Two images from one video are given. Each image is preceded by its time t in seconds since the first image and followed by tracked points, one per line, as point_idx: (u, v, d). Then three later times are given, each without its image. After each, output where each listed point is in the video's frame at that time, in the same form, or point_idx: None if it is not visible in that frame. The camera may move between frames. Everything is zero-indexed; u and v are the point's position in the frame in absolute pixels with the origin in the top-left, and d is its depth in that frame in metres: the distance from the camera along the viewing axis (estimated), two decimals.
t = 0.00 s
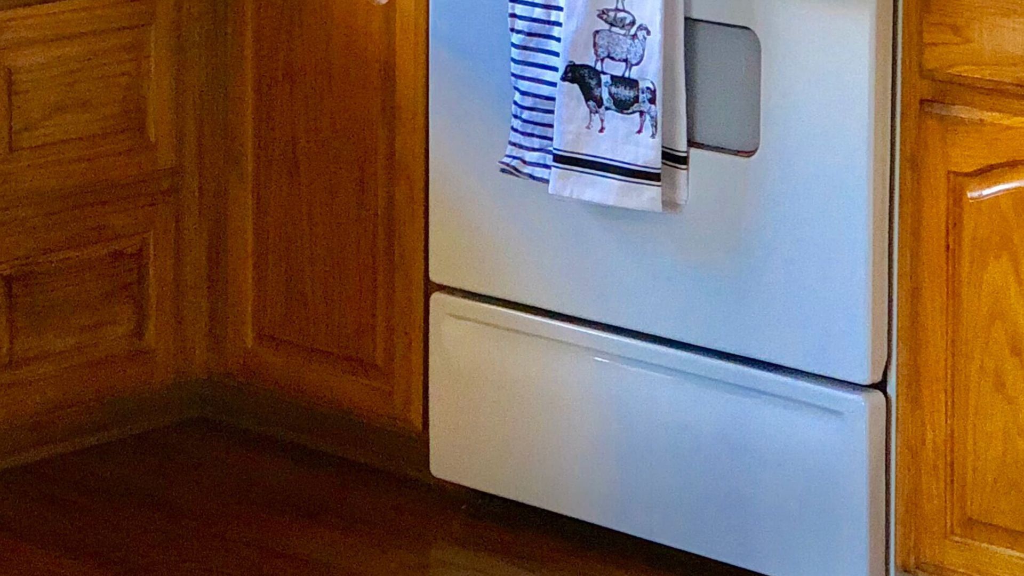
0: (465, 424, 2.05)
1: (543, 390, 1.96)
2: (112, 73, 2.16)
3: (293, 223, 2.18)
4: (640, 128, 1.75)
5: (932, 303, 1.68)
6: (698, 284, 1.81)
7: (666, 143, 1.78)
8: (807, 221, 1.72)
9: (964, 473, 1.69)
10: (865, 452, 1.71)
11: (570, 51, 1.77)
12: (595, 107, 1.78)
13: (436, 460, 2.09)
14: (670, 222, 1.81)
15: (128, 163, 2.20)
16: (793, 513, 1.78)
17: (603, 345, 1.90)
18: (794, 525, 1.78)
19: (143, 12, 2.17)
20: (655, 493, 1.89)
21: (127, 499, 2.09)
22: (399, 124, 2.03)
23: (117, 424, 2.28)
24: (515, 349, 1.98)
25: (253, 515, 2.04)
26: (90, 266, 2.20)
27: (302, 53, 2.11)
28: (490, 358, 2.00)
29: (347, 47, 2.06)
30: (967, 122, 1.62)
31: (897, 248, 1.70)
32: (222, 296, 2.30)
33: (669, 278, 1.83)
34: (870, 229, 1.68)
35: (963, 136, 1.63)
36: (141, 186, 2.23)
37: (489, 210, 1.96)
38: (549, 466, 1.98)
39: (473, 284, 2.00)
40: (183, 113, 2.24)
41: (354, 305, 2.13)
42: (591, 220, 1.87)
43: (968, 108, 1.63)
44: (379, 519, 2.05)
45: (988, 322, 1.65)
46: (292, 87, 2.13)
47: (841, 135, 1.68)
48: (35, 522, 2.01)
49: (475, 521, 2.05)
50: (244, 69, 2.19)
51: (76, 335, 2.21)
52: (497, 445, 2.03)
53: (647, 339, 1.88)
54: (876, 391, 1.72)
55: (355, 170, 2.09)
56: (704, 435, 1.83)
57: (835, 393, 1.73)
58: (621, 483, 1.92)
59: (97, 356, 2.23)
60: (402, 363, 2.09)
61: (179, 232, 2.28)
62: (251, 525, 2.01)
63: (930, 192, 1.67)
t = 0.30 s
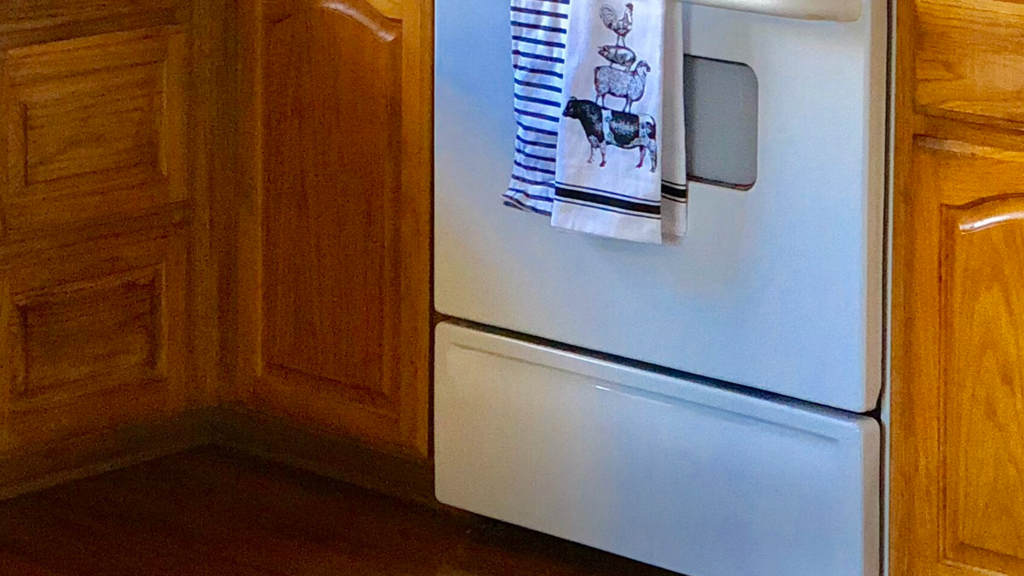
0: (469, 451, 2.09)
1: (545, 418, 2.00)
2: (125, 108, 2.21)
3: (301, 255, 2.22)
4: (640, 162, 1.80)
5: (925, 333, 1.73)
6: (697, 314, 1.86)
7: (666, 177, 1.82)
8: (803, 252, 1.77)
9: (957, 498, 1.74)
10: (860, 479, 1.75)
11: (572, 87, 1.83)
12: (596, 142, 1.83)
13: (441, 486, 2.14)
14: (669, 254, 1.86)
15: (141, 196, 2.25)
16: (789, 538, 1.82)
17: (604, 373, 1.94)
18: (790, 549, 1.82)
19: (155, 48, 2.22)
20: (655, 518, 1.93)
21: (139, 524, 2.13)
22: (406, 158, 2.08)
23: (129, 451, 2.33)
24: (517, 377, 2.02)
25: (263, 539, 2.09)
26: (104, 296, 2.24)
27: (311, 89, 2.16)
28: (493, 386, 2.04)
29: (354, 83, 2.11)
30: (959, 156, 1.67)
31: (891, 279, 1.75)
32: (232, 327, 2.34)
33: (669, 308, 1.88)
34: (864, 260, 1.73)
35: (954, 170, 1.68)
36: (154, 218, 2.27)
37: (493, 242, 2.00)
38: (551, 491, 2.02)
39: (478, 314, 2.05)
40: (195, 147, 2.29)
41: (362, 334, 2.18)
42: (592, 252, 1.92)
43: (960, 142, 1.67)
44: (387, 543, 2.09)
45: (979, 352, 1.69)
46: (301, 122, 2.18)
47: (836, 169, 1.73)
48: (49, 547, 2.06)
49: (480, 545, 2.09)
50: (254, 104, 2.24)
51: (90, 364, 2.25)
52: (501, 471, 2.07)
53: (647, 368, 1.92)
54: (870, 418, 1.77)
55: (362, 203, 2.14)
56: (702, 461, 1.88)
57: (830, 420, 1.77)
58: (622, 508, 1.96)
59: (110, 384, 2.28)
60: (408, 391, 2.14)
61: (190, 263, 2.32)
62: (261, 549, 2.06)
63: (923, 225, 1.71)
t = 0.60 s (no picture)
0: (473, 477, 2.14)
1: (548, 446, 2.05)
2: (138, 143, 2.26)
3: (309, 284, 2.27)
4: (640, 196, 1.85)
5: (918, 363, 1.77)
6: (695, 344, 1.90)
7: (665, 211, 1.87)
8: (800, 284, 1.82)
9: (949, 524, 1.78)
10: (854, 505, 1.80)
11: (574, 122, 1.88)
12: (597, 177, 1.88)
13: (446, 511, 2.18)
14: (668, 286, 1.91)
15: (154, 229, 2.30)
16: (785, 562, 1.86)
17: (605, 402, 1.98)
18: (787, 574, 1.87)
19: (168, 85, 2.28)
20: (655, 543, 1.98)
21: (152, 549, 2.18)
22: (412, 192, 2.14)
23: (142, 478, 2.38)
24: (520, 406, 2.07)
25: (273, 564, 2.13)
26: (117, 327, 2.29)
27: (319, 124, 2.22)
28: (497, 414, 2.09)
29: (361, 119, 2.17)
30: (951, 190, 1.72)
31: (884, 310, 1.80)
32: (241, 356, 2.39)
33: (668, 338, 1.92)
34: (858, 292, 1.78)
35: (946, 204, 1.73)
36: (166, 250, 2.33)
37: (497, 274, 2.05)
38: (554, 517, 2.07)
39: (482, 344, 2.10)
40: (206, 182, 2.34)
41: (369, 363, 2.23)
42: (593, 283, 1.96)
43: (952, 177, 1.72)
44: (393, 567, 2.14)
45: (971, 380, 1.73)
46: (309, 157, 2.24)
47: (831, 204, 1.78)
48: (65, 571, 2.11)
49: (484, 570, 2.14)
50: (264, 140, 2.29)
51: (104, 393, 2.30)
52: (504, 497, 2.11)
53: (647, 397, 1.96)
54: (864, 446, 1.81)
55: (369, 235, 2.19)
56: (701, 488, 1.92)
57: (825, 448, 1.81)
58: (623, 533, 2.00)
59: (124, 413, 2.33)
60: (413, 419, 2.19)
61: (201, 295, 2.38)
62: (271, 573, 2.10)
63: (916, 257, 1.76)
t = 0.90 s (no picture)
0: (478, 504, 2.20)
1: (551, 473, 2.10)
2: (151, 179, 2.32)
3: (317, 316, 2.33)
4: (640, 230, 1.90)
5: (911, 393, 1.83)
6: (694, 374, 1.96)
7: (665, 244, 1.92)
8: (796, 316, 1.88)
9: (941, 549, 1.84)
10: (848, 530, 1.86)
11: (576, 158, 1.94)
12: (598, 211, 1.94)
13: (451, 536, 2.24)
14: (668, 317, 1.96)
15: (167, 262, 2.36)
16: None
17: (605, 431, 2.04)
18: None
19: (180, 122, 2.33)
20: (654, 568, 2.03)
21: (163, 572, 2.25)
22: (417, 227, 2.19)
23: (154, 505, 2.44)
24: (524, 434, 2.12)
25: None
26: (131, 357, 2.34)
27: (328, 161, 2.28)
28: (501, 443, 2.14)
29: (369, 155, 2.23)
30: (943, 224, 1.77)
31: (878, 341, 1.85)
32: (252, 386, 2.44)
33: (668, 368, 1.98)
34: (853, 323, 1.83)
35: (938, 238, 1.78)
36: (179, 282, 2.38)
37: (501, 306, 2.11)
38: (556, 543, 2.13)
39: (486, 374, 2.15)
40: (217, 217, 2.40)
41: (376, 393, 2.28)
42: (595, 315, 2.02)
43: (944, 211, 1.77)
44: None
45: (963, 410, 1.78)
46: (318, 192, 2.30)
47: (825, 238, 1.84)
48: None
49: None
50: (274, 176, 2.35)
51: (118, 422, 2.35)
52: (508, 523, 2.17)
53: (647, 425, 2.02)
54: (858, 473, 1.87)
55: (377, 266, 2.25)
56: (699, 514, 1.98)
57: (820, 475, 1.87)
58: (623, 558, 2.06)
59: (137, 441, 2.38)
60: (418, 447, 2.25)
61: (213, 326, 2.43)
62: None
63: (909, 290, 1.82)
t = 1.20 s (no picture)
0: (482, 530, 2.26)
1: (554, 500, 2.17)
2: (164, 214, 2.38)
3: (325, 347, 2.41)
4: (640, 264, 1.96)
5: (904, 423, 1.89)
6: (693, 404, 2.02)
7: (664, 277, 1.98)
8: (791, 348, 1.94)
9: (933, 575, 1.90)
10: (842, 556, 1.93)
11: (578, 194, 2.00)
12: (600, 245, 1.99)
13: (456, 562, 2.31)
14: (667, 349, 2.02)
15: (180, 295, 2.41)
16: None
17: (607, 459, 2.10)
18: None
19: (192, 158, 2.39)
20: None
21: None
22: (424, 261, 2.26)
23: (167, 531, 2.50)
24: (528, 463, 2.19)
25: None
26: (145, 387, 2.40)
27: (336, 197, 2.35)
28: (505, 471, 2.21)
29: (377, 191, 2.30)
30: (934, 258, 1.83)
31: (872, 372, 1.92)
32: (262, 415, 2.52)
33: (667, 398, 2.04)
34: (847, 355, 1.90)
35: (931, 272, 1.84)
36: (191, 314, 2.43)
37: (505, 338, 2.18)
38: (559, 568, 2.19)
39: (491, 405, 2.22)
40: (229, 251, 2.46)
41: (384, 422, 2.35)
42: (597, 347, 2.08)
43: (936, 246, 1.83)
44: None
45: (954, 439, 1.84)
46: (327, 227, 2.38)
47: (822, 272, 1.90)
48: None
49: None
50: (285, 211, 2.43)
51: (132, 451, 2.40)
52: (512, 549, 2.24)
53: (648, 454, 2.08)
54: (852, 501, 1.93)
55: (383, 300, 2.32)
56: (698, 540, 2.04)
57: (816, 502, 1.94)
58: None
59: (151, 469, 2.43)
60: (424, 475, 2.32)
61: (224, 356, 2.49)
62: None
63: (902, 322, 1.87)
